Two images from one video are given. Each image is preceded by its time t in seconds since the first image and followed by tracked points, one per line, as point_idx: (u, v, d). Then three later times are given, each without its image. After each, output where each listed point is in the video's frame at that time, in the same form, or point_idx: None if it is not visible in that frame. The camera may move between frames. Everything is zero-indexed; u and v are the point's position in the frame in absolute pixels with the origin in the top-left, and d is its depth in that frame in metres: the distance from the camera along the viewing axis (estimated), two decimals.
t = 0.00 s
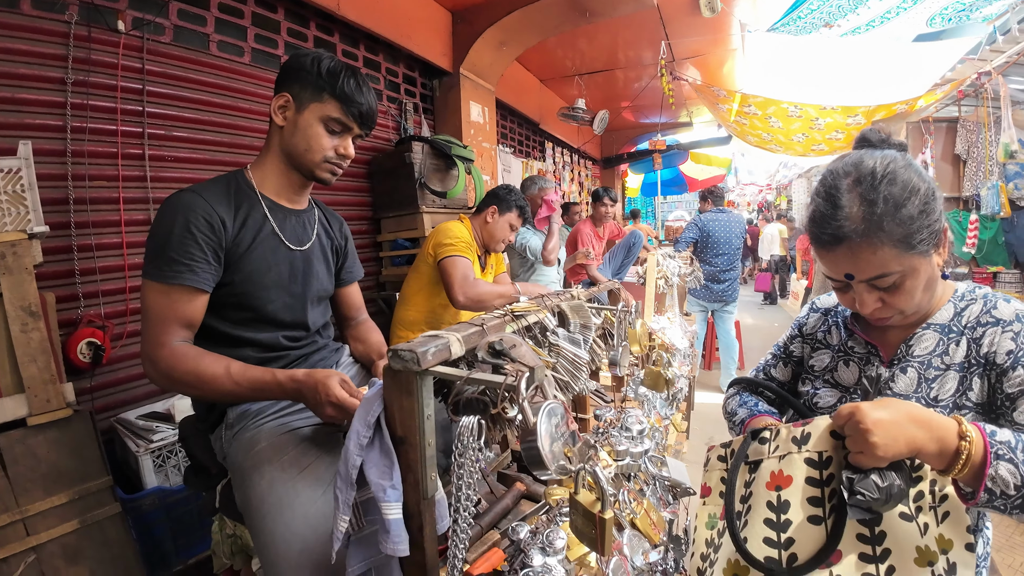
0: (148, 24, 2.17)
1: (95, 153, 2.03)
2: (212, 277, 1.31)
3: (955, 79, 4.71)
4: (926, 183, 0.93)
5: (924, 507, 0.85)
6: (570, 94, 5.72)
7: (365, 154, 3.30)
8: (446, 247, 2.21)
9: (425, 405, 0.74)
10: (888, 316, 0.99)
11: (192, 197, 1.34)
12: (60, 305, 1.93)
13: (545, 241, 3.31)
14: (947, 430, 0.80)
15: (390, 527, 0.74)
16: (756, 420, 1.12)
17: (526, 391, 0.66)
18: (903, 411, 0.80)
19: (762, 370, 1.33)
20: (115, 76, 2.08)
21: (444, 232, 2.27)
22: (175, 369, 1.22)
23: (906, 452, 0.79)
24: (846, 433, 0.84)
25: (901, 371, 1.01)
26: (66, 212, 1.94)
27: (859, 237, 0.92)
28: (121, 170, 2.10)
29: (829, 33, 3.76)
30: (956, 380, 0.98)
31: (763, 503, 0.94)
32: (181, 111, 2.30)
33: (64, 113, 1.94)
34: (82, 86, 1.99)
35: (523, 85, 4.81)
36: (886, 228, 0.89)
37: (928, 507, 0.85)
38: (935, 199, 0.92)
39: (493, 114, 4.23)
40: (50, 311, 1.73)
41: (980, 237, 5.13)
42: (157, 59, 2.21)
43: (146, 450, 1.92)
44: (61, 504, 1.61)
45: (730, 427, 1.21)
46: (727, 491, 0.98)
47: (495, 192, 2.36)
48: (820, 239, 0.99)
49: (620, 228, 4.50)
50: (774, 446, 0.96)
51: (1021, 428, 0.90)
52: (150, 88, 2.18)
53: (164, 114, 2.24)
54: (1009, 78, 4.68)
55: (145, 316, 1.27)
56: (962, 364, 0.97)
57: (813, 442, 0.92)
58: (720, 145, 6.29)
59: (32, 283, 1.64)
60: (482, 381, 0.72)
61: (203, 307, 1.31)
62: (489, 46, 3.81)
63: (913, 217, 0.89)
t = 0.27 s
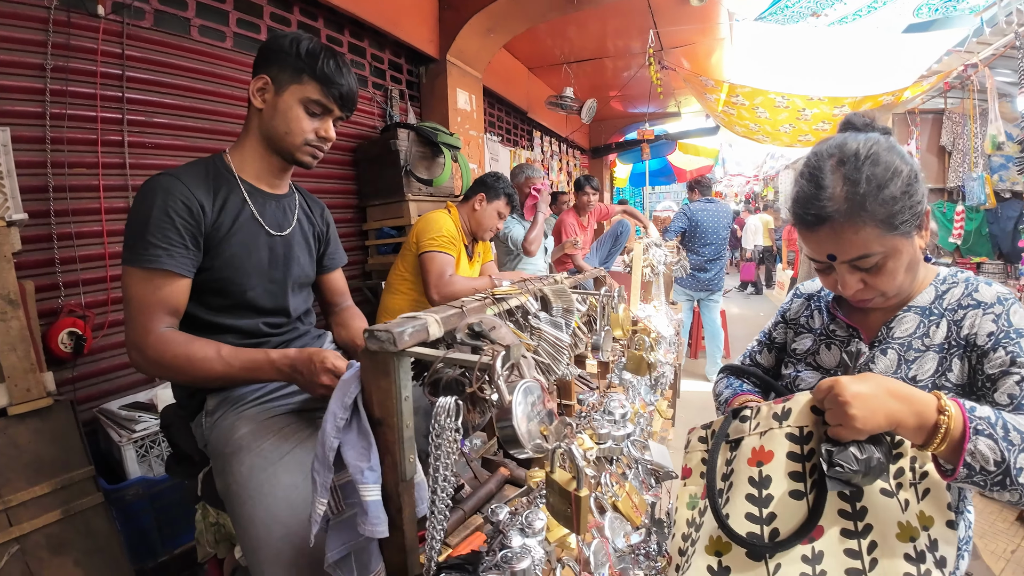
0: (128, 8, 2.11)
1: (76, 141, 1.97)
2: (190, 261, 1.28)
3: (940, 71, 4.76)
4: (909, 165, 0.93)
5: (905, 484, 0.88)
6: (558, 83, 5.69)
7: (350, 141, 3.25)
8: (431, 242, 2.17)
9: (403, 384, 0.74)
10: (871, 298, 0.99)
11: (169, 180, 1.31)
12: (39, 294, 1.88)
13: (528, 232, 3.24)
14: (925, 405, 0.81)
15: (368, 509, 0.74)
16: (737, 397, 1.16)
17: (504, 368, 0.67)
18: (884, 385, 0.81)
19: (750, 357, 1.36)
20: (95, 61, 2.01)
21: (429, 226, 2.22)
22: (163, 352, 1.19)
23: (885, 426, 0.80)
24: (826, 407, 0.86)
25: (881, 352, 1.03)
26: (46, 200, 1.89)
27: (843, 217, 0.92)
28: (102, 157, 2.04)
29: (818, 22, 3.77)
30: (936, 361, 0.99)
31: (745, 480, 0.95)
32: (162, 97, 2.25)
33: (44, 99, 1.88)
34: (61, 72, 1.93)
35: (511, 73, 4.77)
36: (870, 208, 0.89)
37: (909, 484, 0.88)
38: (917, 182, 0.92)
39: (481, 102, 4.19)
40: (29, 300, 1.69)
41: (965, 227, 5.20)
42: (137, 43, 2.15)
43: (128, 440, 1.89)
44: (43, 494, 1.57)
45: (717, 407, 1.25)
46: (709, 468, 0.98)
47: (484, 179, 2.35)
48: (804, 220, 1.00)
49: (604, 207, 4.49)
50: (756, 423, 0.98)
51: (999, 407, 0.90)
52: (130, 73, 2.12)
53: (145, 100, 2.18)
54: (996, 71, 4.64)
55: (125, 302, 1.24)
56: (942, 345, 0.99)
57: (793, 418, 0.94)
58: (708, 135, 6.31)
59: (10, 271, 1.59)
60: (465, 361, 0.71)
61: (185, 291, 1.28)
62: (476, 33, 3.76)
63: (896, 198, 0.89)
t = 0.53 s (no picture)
0: None
1: (48, 129, 1.90)
2: (161, 248, 1.25)
3: (924, 63, 4.80)
4: (890, 148, 0.93)
5: (880, 468, 0.87)
6: (544, 71, 5.64)
7: (331, 128, 3.19)
8: (411, 235, 2.14)
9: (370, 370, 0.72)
10: (847, 280, 1.00)
11: (139, 164, 1.27)
12: (13, 287, 1.81)
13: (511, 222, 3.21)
14: (899, 389, 0.82)
15: (334, 496, 0.72)
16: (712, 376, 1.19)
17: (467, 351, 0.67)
18: (857, 368, 0.81)
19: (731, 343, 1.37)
20: (68, 47, 1.94)
21: (407, 218, 2.17)
22: (131, 341, 1.16)
23: (858, 409, 0.81)
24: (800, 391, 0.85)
25: (857, 337, 1.03)
26: (20, 188, 1.82)
27: (820, 197, 0.92)
28: (75, 144, 1.98)
29: (803, 12, 3.77)
30: (912, 346, 0.99)
31: (719, 465, 0.95)
32: (137, 83, 2.18)
33: (16, 86, 1.80)
34: (34, 59, 1.86)
35: (496, 60, 4.72)
36: (848, 188, 0.89)
37: (884, 469, 0.87)
38: (896, 164, 0.92)
39: (465, 89, 4.14)
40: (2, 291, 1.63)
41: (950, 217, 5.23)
42: (111, 28, 2.08)
43: (105, 432, 1.85)
44: (21, 486, 1.52)
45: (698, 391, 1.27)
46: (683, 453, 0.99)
47: (466, 166, 2.32)
48: (782, 200, 0.99)
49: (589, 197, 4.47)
50: (730, 409, 0.98)
51: (975, 391, 0.90)
52: (105, 59, 2.05)
53: (119, 86, 2.11)
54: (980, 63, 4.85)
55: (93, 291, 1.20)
56: (918, 330, 0.98)
57: (767, 402, 0.94)
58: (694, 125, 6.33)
59: None
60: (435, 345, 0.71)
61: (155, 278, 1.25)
62: (460, 19, 3.70)
63: (874, 178, 0.89)
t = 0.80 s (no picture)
0: None
1: (17, 114, 1.83)
2: (127, 233, 1.20)
3: (906, 54, 4.84)
4: (869, 124, 0.93)
5: (858, 453, 0.86)
6: (527, 57, 5.58)
7: (309, 113, 3.10)
8: (391, 216, 2.11)
9: (333, 353, 0.70)
10: (824, 257, 1.00)
11: (104, 146, 1.22)
12: None
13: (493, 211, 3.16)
14: (877, 372, 0.80)
15: (295, 483, 0.70)
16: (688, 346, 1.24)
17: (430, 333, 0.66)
18: (834, 351, 0.80)
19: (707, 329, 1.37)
20: (37, 30, 1.88)
21: (388, 200, 2.14)
22: (95, 327, 1.11)
23: (836, 392, 0.79)
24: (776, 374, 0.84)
25: (835, 320, 1.02)
26: None
27: (799, 168, 0.91)
28: (44, 130, 1.89)
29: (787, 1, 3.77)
30: (890, 328, 0.99)
31: (697, 451, 0.95)
32: (108, 67, 2.09)
33: None
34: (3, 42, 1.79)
35: (478, 45, 4.65)
36: (826, 158, 0.88)
37: (864, 453, 0.86)
38: (875, 139, 0.92)
39: (447, 74, 4.07)
40: None
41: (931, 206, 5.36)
42: (82, 11, 2.00)
43: (77, 423, 1.80)
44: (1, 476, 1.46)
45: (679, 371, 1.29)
46: (660, 440, 0.99)
47: (444, 151, 2.27)
48: (760, 172, 0.99)
49: (572, 185, 4.46)
50: (707, 393, 0.97)
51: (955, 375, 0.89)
52: (75, 43, 1.98)
53: (91, 70, 2.03)
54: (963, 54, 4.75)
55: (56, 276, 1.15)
56: (897, 313, 0.98)
57: (744, 386, 0.94)
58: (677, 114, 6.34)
59: None
60: (397, 327, 0.69)
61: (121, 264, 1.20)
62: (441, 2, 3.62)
63: (853, 152, 0.88)
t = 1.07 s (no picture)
0: None
1: None
2: (104, 218, 1.16)
3: (895, 48, 4.89)
4: (863, 104, 0.92)
5: (849, 442, 0.85)
6: (516, 47, 5.54)
7: (294, 101, 3.04)
8: (380, 200, 2.07)
9: (313, 339, 0.68)
10: (810, 235, 0.99)
11: (79, 130, 1.18)
12: None
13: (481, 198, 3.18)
14: (867, 360, 0.80)
15: (273, 472, 0.69)
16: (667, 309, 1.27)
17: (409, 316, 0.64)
18: (823, 337, 0.79)
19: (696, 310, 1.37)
20: (17, 16, 1.80)
21: (377, 185, 2.11)
22: (69, 316, 1.07)
23: (825, 378, 0.78)
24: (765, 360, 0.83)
25: (826, 306, 1.02)
26: None
27: (787, 140, 0.91)
28: (23, 118, 1.82)
29: None
30: (882, 317, 0.98)
31: (684, 437, 0.94)
32: (88, 54, 2.01)
33: None
34: None
35: (466, 35, 4.60)
36: (813, 129, 0.88)
37: (854, 443, 0.85)
38: (868, 120, 0.91)
39: (434, 64, 4.02)
40: None
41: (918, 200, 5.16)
42: None
43: (59, 417, 1.74)
44: None
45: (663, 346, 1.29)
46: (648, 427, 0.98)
47: (432, 140, 2.24)
48: (750, 145, 0.98)
49: (561, 177, 4.45)
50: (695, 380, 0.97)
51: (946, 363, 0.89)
52: (54, 29, 1.90)
53: (70, 57, 1.95)
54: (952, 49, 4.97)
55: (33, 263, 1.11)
56: (890, 301, 0.98)
57: (733, 372, 0.93)
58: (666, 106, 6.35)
59: None
60: (376, 310, 0.67)
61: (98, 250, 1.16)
62: None
63: (843, 127, 0.88)
